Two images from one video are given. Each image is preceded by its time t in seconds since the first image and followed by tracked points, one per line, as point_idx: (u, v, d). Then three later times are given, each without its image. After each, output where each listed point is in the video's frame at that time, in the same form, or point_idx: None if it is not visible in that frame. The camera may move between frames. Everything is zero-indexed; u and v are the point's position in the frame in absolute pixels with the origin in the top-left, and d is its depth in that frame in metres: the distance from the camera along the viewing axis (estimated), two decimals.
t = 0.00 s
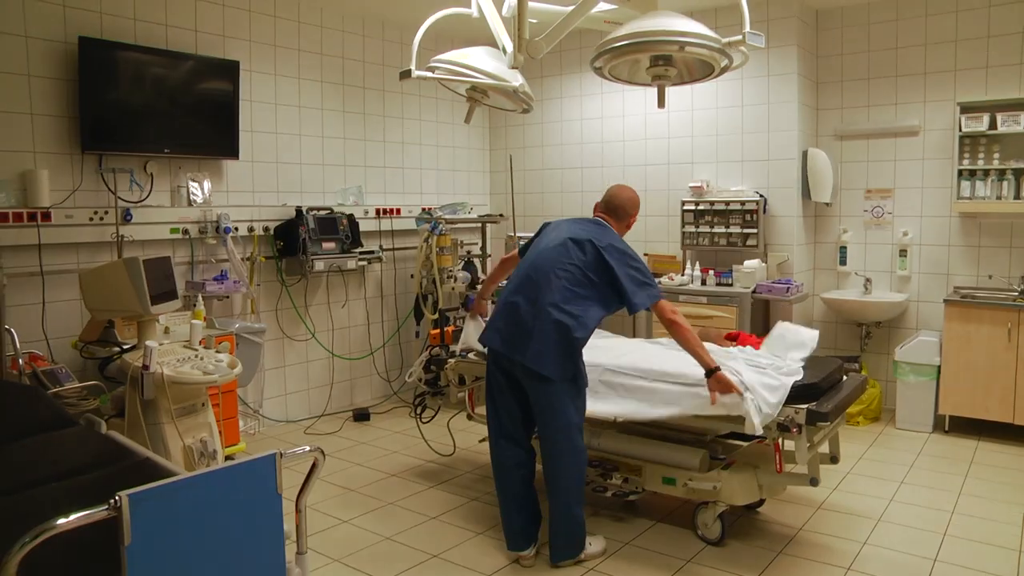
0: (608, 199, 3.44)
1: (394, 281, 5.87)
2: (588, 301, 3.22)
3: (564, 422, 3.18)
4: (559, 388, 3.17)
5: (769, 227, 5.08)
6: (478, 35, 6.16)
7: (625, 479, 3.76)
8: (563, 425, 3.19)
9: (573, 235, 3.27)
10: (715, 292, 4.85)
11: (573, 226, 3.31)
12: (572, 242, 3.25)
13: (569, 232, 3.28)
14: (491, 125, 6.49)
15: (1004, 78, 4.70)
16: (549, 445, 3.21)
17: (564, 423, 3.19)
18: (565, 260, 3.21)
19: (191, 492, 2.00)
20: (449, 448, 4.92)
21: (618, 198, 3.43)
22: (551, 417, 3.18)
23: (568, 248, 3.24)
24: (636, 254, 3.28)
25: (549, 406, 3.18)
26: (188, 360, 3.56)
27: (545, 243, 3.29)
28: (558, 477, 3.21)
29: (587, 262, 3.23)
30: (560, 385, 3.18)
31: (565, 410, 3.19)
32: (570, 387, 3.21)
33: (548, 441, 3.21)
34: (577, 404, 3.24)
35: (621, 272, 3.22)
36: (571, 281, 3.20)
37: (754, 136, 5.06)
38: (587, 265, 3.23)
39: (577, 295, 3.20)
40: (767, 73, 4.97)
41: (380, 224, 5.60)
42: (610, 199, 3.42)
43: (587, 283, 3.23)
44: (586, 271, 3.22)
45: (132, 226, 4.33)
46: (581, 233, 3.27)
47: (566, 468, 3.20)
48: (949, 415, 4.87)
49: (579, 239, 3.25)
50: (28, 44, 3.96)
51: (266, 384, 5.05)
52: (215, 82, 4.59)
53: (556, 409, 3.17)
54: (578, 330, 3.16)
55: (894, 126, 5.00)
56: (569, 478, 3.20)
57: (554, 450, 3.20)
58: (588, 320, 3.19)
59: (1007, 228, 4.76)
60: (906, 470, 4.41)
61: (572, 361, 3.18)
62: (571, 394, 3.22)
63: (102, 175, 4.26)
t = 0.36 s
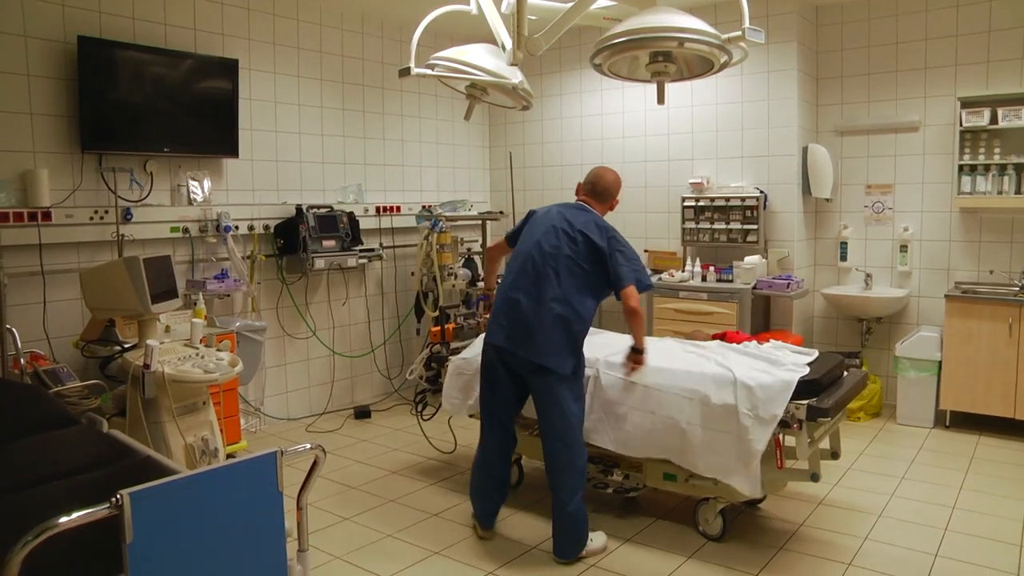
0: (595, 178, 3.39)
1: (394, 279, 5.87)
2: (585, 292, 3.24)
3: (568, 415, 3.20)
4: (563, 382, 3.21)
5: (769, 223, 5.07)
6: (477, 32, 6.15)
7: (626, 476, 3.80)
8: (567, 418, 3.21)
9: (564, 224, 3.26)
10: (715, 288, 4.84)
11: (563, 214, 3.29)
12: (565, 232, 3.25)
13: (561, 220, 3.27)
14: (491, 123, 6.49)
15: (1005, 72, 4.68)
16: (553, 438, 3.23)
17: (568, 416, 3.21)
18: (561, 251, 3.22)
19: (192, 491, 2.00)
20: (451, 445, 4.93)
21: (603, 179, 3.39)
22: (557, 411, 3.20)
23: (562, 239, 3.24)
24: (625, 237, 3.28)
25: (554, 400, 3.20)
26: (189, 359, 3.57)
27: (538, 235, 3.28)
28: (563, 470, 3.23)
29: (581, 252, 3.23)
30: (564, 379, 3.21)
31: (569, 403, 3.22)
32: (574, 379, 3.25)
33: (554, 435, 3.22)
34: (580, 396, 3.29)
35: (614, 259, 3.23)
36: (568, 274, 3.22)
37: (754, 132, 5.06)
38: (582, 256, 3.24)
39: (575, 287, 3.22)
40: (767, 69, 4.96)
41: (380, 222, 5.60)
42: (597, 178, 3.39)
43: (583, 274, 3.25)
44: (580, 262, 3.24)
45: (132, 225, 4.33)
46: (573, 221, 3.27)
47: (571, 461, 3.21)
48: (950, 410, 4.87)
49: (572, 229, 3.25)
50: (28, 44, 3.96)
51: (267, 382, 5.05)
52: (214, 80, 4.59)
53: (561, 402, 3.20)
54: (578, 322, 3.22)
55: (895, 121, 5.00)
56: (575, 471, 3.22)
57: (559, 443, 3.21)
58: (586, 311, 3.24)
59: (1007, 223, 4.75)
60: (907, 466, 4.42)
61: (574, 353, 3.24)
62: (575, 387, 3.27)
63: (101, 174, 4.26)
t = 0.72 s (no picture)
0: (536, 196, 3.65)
1: (394, 279, 5.87)
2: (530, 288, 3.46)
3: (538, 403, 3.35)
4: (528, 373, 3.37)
5: (769, 224, 5.07)
6: (477, 33, 6.15)
7: (625, 476, 3.80)
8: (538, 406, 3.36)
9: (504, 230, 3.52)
10: (715, 289, 4.84)
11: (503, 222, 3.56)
12: (507, 236, 3.50)
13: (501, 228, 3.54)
14: (491, 123, 6.49)
15: (1004, 74, 4.69)
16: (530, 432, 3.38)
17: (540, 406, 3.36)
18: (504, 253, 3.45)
19: (192, 489, 2.00)
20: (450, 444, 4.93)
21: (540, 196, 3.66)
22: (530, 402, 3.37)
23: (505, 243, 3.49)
24: (558, 235, 3.55)
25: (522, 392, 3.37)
26: (188, 358, 3.57)
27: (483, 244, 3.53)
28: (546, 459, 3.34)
29: (525, 251, 3.45)
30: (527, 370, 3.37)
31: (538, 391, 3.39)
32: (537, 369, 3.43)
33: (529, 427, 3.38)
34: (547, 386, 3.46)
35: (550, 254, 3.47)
36: (513, 271, 3.42)
37: (754, 133, 5.06)
38: (524, 254, 3.45)
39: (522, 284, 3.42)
40: (767, 70, 4.96)
41: (380, 222, 5.60)
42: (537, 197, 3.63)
43: (528, 271, 3.45)
44: (524, 261, 3.45)
45: (132, 224, 4.33)
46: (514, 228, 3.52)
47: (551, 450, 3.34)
48: (949, 412, 4.87)
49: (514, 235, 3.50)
50: (29, 43, 3.97)
51: (267, 381, 5.06)
52: (215, 79, 4.60)
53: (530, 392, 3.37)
54: (529, 316, 3.43)
55: (894, 122, 5.00)
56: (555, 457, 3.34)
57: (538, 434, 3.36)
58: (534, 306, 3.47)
59: (1007, 225, 4.75)
60: (906, 468, 4.42)
61: (531, 345, 3.42)
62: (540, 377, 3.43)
63: (102, 173, 4.27)
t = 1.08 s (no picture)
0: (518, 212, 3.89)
1: (393, 278, 5.87)
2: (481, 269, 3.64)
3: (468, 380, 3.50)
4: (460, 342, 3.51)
5: (768, 225, 5.08)
6: (476, 33, 6.15)
7: (623, 477, 3.82)
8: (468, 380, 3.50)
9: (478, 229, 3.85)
10: (713, 289, 4.84)
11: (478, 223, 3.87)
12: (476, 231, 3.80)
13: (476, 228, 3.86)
14: (490, 123, 6.49)
15: (1003, 76, 4.70)
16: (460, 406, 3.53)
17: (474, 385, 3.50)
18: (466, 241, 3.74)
19: (190, 487, 2.00)
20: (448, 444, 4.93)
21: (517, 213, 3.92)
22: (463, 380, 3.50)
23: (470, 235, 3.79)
24: (525, 233, 3.72)
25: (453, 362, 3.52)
26: (187, 357, 3.58)
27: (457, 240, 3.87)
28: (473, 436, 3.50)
29: (484, 239, 3.70)
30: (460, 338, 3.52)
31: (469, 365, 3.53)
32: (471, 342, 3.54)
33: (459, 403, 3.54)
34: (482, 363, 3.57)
35: (506, 243, 3.67)
36: (467, 253, 3.67)
37: (753, 134, 5.06)
38: (483, 242, 3.70)
39: (470, 264, 3.63)
40: (766, 71, 4.96)
41: (379, 221, 5.59)
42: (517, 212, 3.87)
43: (482, 255, 3.67)
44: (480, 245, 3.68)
45: (131, 222, 4.33)
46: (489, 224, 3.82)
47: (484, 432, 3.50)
48: (947, 413, 4.88)
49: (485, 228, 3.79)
50: (28, 40, 3.96)
51: (265, 380, 5.06)
52: (214, 78, 4.60)
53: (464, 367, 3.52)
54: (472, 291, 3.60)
55: (893, 124, 5.01)
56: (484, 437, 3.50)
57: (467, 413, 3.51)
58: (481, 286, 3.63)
59: (1005, 227, 4.76)
60: (904, 469, 4.42)
61: (468, 317, 3.56)
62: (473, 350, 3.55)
63: (101, 171, 4.27)
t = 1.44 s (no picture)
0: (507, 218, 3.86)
1: (391, 281, 5.88)
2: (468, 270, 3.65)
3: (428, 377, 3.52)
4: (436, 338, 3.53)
5: (765, 226, 5.08)
6: (474, 35, 6.16)
7: (621, 478, 3.84)
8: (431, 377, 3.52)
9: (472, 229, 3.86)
10: (711, 290, 4.85)
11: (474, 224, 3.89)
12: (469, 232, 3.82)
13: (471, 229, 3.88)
14: (487, 125, 6.50)
15: (1000, 75, 4.70)
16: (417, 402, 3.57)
17: (432, 383, 3.51)
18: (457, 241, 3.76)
19: (190, 489, 2.01)
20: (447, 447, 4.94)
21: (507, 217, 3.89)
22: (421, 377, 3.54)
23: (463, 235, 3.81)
24: (516, 239, 3.71)
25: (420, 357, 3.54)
26: (186, 360, 3.59)
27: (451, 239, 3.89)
28: (424, 436, 3.54)
29: (475, 241, 3.71)
30: (436, 334, 3.54)
31: (434, 363, 3.53)
32: (447, 339, 3.56)
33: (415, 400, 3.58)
34: (451, 362, 3.57)
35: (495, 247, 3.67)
36: (457, 253, 3.69)
37: (750, 135, 5.07)
38: (473, 243, 3.71)
39: (455, 263, 3.65)
40: (763, 72, 4.97)
41: (377, 224, 5.59)
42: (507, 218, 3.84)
43: (469, 255, 3.68)
44: (469, 246, 3.69)
45: (130, 226, 4.34)
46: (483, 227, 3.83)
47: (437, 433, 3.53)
48: (946, 413, 4.88)
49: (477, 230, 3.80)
50: (26, 45, 3.97)
51: (264, 383, 5.07)
52: (212, 81, 4.60)
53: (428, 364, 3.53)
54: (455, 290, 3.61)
55: (890, 125, 5.01)
56: (433, 437, 3.53)
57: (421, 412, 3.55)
58: (466, 286, 3.64)
59: (1002, 226, 4.77)
60: (903, 469, 4.43)
61: (446, 316, 3.58)
62: (447, 347, 3.56)
63: (99, 175, 4.27)
